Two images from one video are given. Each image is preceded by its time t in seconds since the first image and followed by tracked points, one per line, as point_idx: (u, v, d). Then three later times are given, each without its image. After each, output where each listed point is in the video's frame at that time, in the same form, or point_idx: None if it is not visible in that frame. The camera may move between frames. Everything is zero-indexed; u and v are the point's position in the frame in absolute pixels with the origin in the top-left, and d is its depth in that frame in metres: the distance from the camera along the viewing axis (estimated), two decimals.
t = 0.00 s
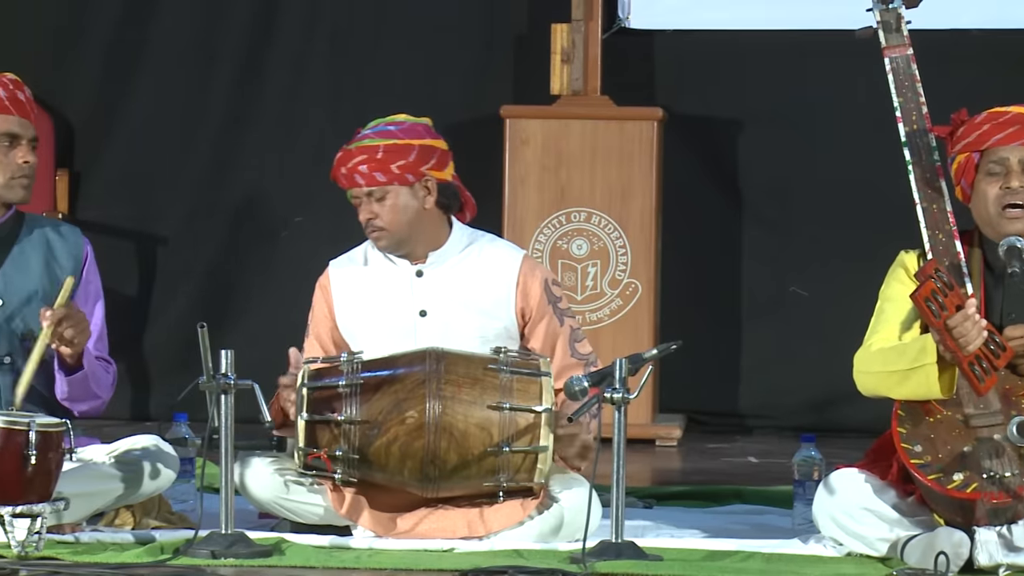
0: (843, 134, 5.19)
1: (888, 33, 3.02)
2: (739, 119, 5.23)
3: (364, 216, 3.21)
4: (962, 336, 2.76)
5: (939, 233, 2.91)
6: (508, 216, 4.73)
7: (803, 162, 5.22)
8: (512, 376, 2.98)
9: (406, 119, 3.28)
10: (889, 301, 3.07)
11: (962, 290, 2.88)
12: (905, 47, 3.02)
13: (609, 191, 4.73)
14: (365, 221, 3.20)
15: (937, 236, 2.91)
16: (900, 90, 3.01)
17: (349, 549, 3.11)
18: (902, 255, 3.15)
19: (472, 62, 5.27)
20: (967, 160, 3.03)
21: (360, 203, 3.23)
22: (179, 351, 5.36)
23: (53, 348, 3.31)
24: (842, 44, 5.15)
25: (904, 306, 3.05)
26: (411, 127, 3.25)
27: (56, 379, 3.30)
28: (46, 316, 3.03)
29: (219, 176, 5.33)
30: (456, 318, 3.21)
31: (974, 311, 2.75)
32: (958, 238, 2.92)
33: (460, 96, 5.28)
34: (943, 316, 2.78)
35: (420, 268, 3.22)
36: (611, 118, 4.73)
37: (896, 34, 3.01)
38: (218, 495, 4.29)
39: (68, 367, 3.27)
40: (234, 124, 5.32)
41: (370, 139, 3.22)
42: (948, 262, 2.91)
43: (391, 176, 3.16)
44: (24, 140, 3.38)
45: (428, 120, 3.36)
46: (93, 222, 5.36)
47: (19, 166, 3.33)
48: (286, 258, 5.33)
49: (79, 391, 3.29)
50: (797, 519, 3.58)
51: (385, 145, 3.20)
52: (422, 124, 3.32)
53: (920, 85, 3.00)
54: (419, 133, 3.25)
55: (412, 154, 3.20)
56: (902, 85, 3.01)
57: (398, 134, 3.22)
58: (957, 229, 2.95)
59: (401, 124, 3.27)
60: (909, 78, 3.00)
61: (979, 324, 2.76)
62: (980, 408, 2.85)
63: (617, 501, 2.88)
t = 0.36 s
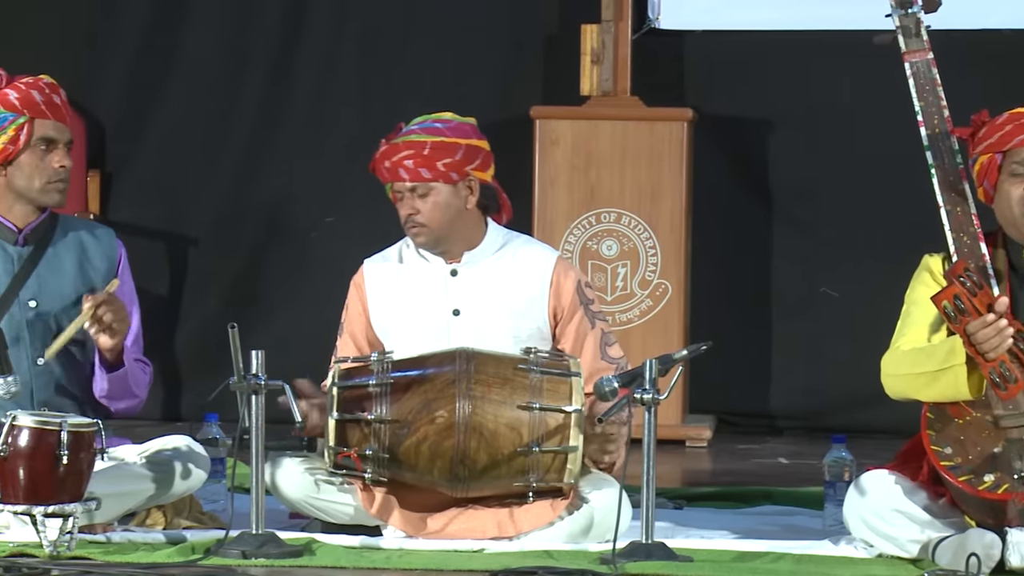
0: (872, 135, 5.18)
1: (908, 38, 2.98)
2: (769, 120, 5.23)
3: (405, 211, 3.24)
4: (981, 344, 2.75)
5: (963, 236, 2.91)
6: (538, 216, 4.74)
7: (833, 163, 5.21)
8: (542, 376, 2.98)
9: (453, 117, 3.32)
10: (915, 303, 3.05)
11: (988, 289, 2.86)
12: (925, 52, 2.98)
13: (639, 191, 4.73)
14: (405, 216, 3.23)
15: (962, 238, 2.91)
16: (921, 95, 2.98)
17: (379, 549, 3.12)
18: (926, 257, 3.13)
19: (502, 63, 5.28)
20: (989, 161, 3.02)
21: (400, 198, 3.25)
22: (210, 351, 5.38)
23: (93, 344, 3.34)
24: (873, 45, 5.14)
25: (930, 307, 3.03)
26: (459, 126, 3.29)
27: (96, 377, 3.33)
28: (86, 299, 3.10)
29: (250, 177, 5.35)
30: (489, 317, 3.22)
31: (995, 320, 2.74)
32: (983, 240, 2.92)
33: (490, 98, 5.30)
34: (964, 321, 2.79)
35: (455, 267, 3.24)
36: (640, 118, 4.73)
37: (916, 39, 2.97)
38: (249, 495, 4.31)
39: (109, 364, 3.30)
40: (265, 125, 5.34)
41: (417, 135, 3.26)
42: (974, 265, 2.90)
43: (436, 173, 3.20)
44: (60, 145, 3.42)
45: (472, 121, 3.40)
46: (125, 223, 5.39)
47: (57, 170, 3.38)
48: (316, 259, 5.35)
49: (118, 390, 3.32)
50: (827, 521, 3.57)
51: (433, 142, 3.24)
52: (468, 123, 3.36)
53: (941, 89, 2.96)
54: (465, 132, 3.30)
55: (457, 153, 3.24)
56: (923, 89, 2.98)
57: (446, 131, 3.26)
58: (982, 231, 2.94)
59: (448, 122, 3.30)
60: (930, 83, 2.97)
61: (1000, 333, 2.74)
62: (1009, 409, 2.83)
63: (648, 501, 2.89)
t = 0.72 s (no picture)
0: (910, 135, 5.17)
1: (942, 40, 3.11)
2: (806, 121, 5.22)
3: (448, 207, 3.25)
4: None
5: (999, 237, 2.92)
6: (574, 217, 4.73)
7: (871, 164, 5.19)
8: (578, 378, 2.99)
9: (509, 121, 3.35)
10: (951, 306, 3.02)
11: None
12: (958, 53, 3.11)
13: (675, 192, 4.73)
14: (449, 211, 3.24)
15: (998, 239, 2.92)
16: (956, 96, 3.09)
17: (416, 550, 3.12)
18: (963, 260, 3.09)
19: (538, 65, 5.30)
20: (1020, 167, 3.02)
21: (446, 193, 3.27)
22: (248, 352, 5.40)
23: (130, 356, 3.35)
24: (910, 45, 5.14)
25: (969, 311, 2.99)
26: (514, 130, 3.32)
27: (132, 387, 3.34)
28: (128, 319, 3.09)
29: (287, 179, 5.37)
30: (526, 318, 3.23)
31: None
32: (1019, 242, 2.92)
33: (526, 99, 5.31)
34: (1007, 315, 2.79)
35: (492, 267, 3.25)
36: (676, 119, 4.73)
37: (950, 40, 3.10)
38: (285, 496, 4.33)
39: (144, 381, 3.31)
40: (302, 127, 5.36)
41: (473, 133, 3.28)
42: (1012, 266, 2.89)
43: (487, 173, 3.22)
44: (96, 146, 3.44)
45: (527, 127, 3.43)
46: (162, 224, 5.41)
47: (93, 172, 3.40)
48: (353, 260, 5.38)
49: (153, 400, 3.32)
50: (865, 523, 3.55)
51: (488, 142, 3.27)
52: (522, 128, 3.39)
53: (976, 90, 3.08)
54: (520, 137, 3.32)
55: (511, 157, 3.26)
56: (958, 91, 3.10)
57: (502, 133, 3.29)
58: (1018, 233, 2.95)
59: (504, 124, 3.33)
60: (964, 84, 3.10)
61: None
62: None
63: (683, 504, 2.88)
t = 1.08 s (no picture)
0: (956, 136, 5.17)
1: (999, 36, 3.01)
2: (851, 122, 5.21)
3: (499, 204, 3.27)
4: None
5: None
6: (618, 217, 4.73)
7: (916, 164, 5.20)
8: (624, 379, 2.98)
9: (572, 126, 3.37)
10: (1002, 305, 3.01)
11: None
12: (1015, 51, 3.02)
13: (720, 194, 4.73)
14: (500, 209, 3.26)
15: None
16: (1013, 94, 3.01)
17: (461, 551, 3.13)
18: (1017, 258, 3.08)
19: (582, 67, 5.33)
20: None
21: (499, 189, 3.29)
22: (292, 352, 5.43)
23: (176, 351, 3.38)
24: (956, 46, 5.14)
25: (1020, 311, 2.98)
26: (575, 135, 3.34)
27: (177, 380, 3.35)
28: (168, 321, 3.11)
29: (332, 180, 5.41)
30: (573, 319, 3.23)
31: None
32: None
33: (570, 101, 5.34)
34: None
35: (540, 268, 3.26)
36: (720, 120, 4.73)
37: (1007, 37, 3.01)
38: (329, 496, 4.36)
39: (189, 371, 3.33)
40: (347, 129, 5.39)
41: (534, 135, 3.30)
42: None
43: (542, 177, 3.24)
44: (140, 146, 3.48)
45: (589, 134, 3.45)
46: (207, 225, 5.43)
47: (137, 173, 3.43)
48: (398, 260, 5.41)
49: (199, 393, 3.35)
50: (910, 524, 3.55)
51: (548, 146, 3.29)
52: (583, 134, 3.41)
53: None
54: (579, 143, 3.34)
55: (568, 164, 3.28)
56: (1014, 89, 3.01)
57: (563, 138, 3.31)
58: None
59: (567, 129, 3.35)
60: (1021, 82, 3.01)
61: None
62: None
63: (728, 504, 2.88)
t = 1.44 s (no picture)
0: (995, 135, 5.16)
1: None
2: (890, 122, 5.20)
3: (534, 201, 3.30)
4: None
5: None
6: (655, 217, 4.73)
7: (955, 164, 5.19)
8: (660, 379, 2.98)
9: (618, 135, 3.33)
10: None
11: None
12: None
13: (757, 194, 4.72)
14: (533, 207, 3.29)
15: None
16: None
17: (497, 550, 3.14)
18: None
19: (620, 67, 5.33)
20: None
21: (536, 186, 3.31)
22: (329, 353, 5.45)
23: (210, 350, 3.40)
24: (995, 46, 5.13)
25: None
26: (616, 146, 3.30)
27: (213, 377, 3.36)
28: (202, 321, 3.10)
29: (369, 180, 5.42)
30: (611, 321, 3.23)
31: None
32: None
33: (607, 102, 5.35)
34: None
35: (578, 268, 3.27)
36: (757, 120, 4.73)
37: None
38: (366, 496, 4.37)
39: (226, 365, 3.33)
40: (384, 130, 5.41)
41: (574, 139, 3.28)
42: None
43: (574, 183, 3.23)
44: (133, 159, 3.35)
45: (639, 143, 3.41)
46: (245, 225, 5.45)
47: (128, 186, 3.36)
48: (436, 260, 5.42)
49: (235, 389, 3.36)
50: (948, 526, 3.53)
51: (587, 152, 3.26)
52: (631, 143, 3.36)
53: None
54: (620, 155, 3.30)
55: (603, 174, 3.25)
56: None
57: (603, 147, 3.28)
58: None
59: (610, 138, 3.31)
60: None
61: None
62: None
63: (765, 506, 2.86)
